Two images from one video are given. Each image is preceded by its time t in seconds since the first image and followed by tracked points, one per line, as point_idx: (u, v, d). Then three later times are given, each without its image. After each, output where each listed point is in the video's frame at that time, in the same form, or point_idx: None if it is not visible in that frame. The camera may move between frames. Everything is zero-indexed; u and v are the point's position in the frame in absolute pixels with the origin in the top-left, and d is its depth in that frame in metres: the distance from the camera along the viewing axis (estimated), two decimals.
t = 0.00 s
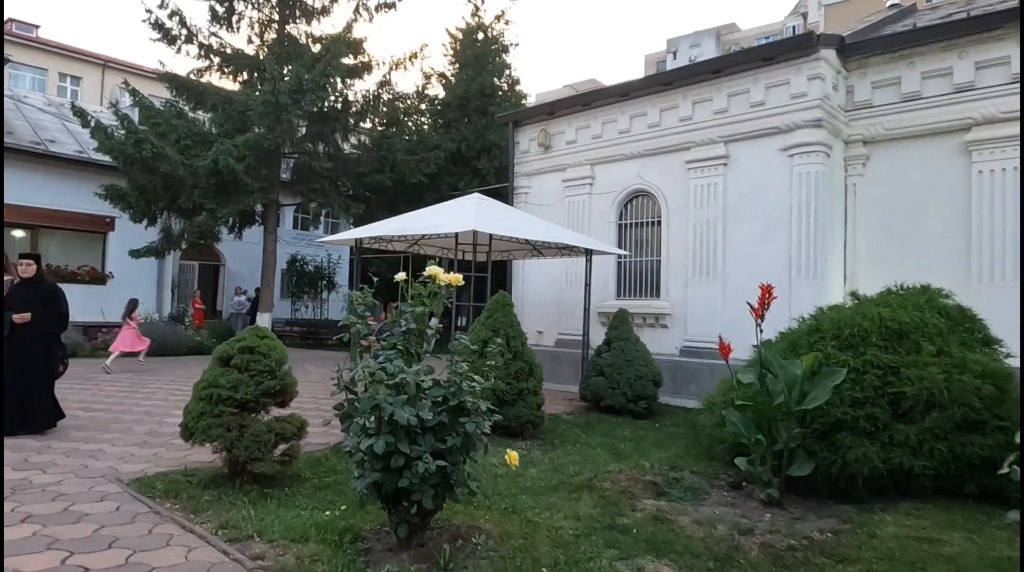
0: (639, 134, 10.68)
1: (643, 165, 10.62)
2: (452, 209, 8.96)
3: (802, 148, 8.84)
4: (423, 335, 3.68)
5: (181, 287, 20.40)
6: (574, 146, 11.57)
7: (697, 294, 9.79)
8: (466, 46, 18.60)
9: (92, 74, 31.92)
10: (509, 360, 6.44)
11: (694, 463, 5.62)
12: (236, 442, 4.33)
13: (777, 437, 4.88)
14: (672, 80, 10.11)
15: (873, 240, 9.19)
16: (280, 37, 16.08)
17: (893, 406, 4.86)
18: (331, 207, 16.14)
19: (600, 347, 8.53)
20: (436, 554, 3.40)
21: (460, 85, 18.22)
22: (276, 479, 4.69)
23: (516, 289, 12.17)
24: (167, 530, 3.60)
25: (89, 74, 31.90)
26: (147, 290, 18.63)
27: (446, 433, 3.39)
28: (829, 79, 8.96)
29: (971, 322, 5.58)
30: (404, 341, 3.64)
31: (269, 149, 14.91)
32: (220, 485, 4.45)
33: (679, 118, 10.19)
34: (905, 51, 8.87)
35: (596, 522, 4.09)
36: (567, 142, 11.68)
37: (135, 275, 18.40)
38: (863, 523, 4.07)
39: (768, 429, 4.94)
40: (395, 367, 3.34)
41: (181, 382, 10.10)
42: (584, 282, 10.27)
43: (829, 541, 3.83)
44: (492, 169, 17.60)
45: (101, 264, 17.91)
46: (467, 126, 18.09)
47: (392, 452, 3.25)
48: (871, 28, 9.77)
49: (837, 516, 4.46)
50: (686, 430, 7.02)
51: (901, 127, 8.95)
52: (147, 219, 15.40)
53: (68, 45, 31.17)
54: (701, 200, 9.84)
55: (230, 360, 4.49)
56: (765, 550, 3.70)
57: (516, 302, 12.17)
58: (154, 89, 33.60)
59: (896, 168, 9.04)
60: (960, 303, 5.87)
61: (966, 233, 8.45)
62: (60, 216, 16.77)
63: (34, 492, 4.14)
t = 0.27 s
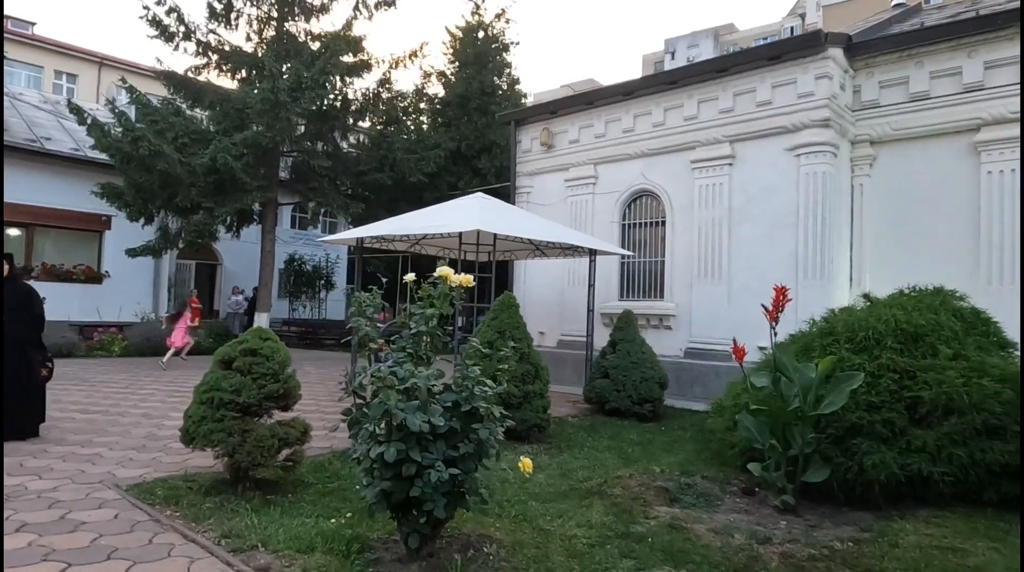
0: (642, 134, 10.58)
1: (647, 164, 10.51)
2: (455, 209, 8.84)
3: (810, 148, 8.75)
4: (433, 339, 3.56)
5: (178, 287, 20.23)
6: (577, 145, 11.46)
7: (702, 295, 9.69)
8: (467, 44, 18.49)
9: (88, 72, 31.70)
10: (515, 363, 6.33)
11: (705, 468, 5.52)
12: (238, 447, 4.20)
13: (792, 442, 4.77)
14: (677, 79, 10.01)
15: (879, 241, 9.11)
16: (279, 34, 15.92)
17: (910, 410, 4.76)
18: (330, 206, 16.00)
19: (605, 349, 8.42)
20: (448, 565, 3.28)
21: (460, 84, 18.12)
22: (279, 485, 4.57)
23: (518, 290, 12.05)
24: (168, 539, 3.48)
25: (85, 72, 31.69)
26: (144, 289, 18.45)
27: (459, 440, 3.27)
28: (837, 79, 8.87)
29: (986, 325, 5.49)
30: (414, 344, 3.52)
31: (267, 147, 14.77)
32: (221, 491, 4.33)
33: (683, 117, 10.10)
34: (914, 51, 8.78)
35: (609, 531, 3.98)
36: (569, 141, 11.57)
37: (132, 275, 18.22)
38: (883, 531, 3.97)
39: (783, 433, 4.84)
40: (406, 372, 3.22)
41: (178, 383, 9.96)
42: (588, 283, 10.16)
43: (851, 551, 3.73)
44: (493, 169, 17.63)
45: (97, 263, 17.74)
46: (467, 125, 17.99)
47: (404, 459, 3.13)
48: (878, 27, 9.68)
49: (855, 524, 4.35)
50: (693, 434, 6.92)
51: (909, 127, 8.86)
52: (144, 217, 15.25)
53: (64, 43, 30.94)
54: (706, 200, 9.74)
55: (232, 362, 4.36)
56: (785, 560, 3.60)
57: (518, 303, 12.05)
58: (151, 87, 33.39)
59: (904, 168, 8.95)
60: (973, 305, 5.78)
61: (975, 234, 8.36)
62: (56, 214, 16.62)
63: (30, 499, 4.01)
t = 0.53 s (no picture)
0: (648, 131, 10.49)
1: (652, 162, 10.42)
2: (459, 206, 8.74)
3: (818, 146, 8.67)
4: (447, 337, 3.45)
5: (176, 285, 20.05)
6: (581, 143, 11.36)
7: (708, 294, 9.61)
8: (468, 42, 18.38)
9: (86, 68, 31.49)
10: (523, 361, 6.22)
11: (717, 469, 5.42)
12: (243, 447, 4.09)
13: (808, 444, 4.68)
14: (683, 76, 9.92)
15: (887, 241, 9.03)
16: (279, 31, 15.77)
17: (929, 411, 4.66)
18: (331, 204, 15.86)
19: (611, 348, 8.31)
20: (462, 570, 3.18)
21: (461, 82, 18.00)
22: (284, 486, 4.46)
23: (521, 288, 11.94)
24: (174, 543, 3.37)
25: (81, 69, 31.47)
26: (141, 287, 18.29)
27: (475, 441, 3.18)
28: (846, 76, 8.79)
29: (1003, 325, 5.40)
30: (427, 341, 3.42)
31: (267, 144, 14.63)
32: (225, 492, 4.21)
33: (690, 115, 10.01)
34: (924, 48, 8.70)
35: (626, 534, 3.88)
36: (573, 139, 11.48)
37: (129, 272, 18.06)
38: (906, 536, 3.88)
39: (799, 435, 4.74)
40: (420, 370, 3.11)
41: (178, 382, 9.84)
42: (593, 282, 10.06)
43: (875, 556, 3.63)
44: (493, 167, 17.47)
45: (95, 260, 17.59)
46: (468, 123, 17.89)
47: (419, 461, 3.02)
48: (886, 25, 9.61)
49: (875, 528, 4.26)
50: (702, 436, 6.83)
51: (918, 125, 8.78)
52: (143, 215, 15.11)
53: (62, 40, 30.72)
54: (712, 199, 9.65)
55: (237, 360, 4.25)
56: (809, 566, 3.50)
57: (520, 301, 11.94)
58: (149, 84, 33.17)
59: (913, 166, 8.87)
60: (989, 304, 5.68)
61: (985, 233, 8.28)
62: (53, 211, 16.46)
63: (29, 500, 3.89)
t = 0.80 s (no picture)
0: (656, 130, 10.37)
1: (660, 161, 10.31)
2: (467, 205, 8.62)
3: (830, 146, 8.56)
4: (467, 340, 3.34)
5: (176, 284, 19.89)
6: (588, 142, 11.24)
7: (717, 295, 9.49)
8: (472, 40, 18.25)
9: (86, 66, 31.32)
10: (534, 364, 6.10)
11: (735, 474, 5.31)
12: (254, 452, 3.98)
13: (830, 450, 4.57)
14: (692, 74, 9.81)
15: (899, 242, 8.92)
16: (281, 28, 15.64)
17: (953, 416, 4.56)
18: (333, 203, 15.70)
19: (620, 350, 8.22)
20: None
21: (465, 80, 17.86)
22: (295, 491, 4.34)
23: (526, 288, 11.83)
24: (185, 553, 3.26)
25: (81, 66, 31.30)
26: (140, 285, 18.14)
27: (498, 448, 3.07)
28: (858, 75, 8.68)
29: None
30: (446, 344, 3.31)
31: (270, 142, 14.50)
32: (235, 498, 4.10)
33: (698, 113, 9.89)
34: (937, 47, 8.60)
35: (650, 543, 3.77)
36: (580, 138, 11.36)
37: (129, 271, 17.91)
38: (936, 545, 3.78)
39: (820, 440, 4.64)
40: (442, 375, 3.00)
41: (181, 382, 9.72)
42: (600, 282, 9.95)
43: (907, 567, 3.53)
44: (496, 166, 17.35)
45: (94, 259, 17.45)
46: (471, 122, 17.76)
47: (441, 470, 2.91)
48: (897, 23, 9.51)
49: (902, 536, 4.16)
50: (716, 439, 6.72)
51: (931, 125, 8.68)
52: (144, 213, 14.97)
53: (61, 37, 30.58)
54: (722, 199, 9.53)
55: (247, 362, 4.14)
56: None
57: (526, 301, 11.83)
58: (148, 82, 33.01)
59: (925, 166, 8.77)
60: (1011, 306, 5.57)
61: (1000, 233, 8.18)
62: (53, 209, 16.33)
63: (34, 506, 3.77)
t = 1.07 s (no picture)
0: (664, 128, 10.28)
1: (668, 160, 10.22)
2: (475, 204, 8.53)
3: (842, 144, 8.48)
4: (488, 339, 3.26)
5: (177, 283, 19.77)
6: (595, 140, 11.15)
7: (727, 294, 9.41)
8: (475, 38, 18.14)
9: (86, 65, 31.18)
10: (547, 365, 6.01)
11: (753, 477, 5.23)
12: (267, 457, 3.88)
13: (853, 453, 4.49)
14: (701, 72, 9.72)
15: (910, 241, 8.83)
16: (284, 26, 15.53)
17: (979, 419, 4.47)
18: (336, 201, 15.57)
19: (631, 351, 8.13)
20: None
21: (468, 78, 17.74)
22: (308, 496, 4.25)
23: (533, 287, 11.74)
24: (200, 562, 3.17)
25: (81, 65, 31.14)
26: (142, 284, 18.02)
27: (523, 454, 2.99)
28: (870, 72, 8.59)
29: None
30: (468, 345, 3.23)
31: (273, 140, 14.40)
32: (248, 503, 4.01)
33: (707, 111, 9.80)
34: (950, 43, 8.51)
35: (674, 549, 3.68)
36: (587, 136, 11.27)
37: (130, 270, 17.80)
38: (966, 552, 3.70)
39: (843, 443, 4.56)
40: (465, 379, 2.91)
41: (185, 382, 9.64)
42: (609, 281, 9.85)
43: None
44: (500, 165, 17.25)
45: (96, 258, 17.35)
46: (475, 120, 17.66)
47: (467, 477, 2.82)
48: (908, 20, 9.42)
49: (929, 542, 4.07)
50: (730, 441, 6.63)
51: (943, 122, 8.59)
52: (146, 212, 14.88)
53: (61, 36, 30.47)
54: (732, 197, 9.44)
55: (259, 363, 4.05)
56: None
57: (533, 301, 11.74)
58: (149, 80, 32.89)
59: (937, 164, 8.68)
60: None
61: (1013, 232, 8.10)
62: (54, 208, 16.24)
63: (43, 512, 3.68)
